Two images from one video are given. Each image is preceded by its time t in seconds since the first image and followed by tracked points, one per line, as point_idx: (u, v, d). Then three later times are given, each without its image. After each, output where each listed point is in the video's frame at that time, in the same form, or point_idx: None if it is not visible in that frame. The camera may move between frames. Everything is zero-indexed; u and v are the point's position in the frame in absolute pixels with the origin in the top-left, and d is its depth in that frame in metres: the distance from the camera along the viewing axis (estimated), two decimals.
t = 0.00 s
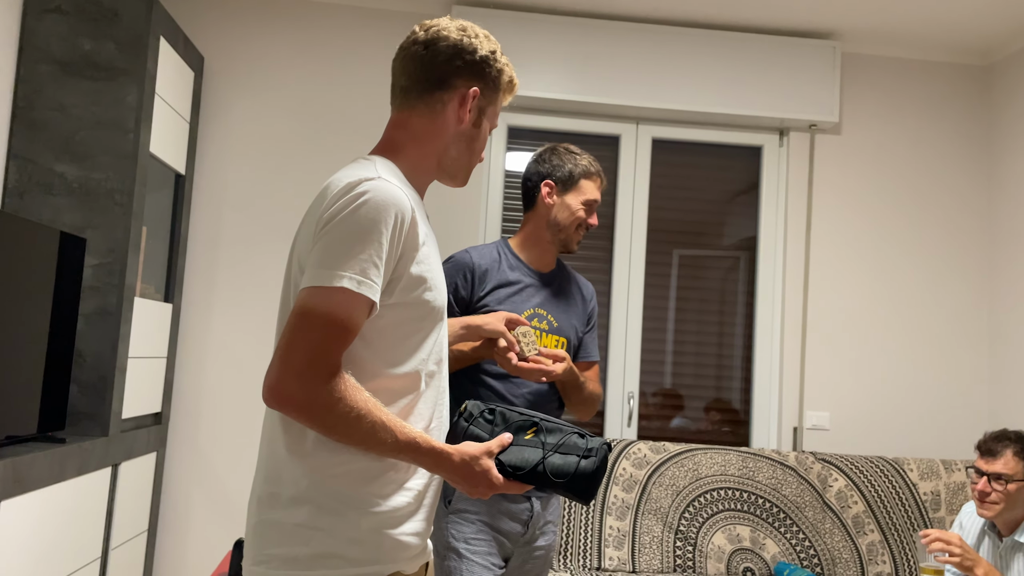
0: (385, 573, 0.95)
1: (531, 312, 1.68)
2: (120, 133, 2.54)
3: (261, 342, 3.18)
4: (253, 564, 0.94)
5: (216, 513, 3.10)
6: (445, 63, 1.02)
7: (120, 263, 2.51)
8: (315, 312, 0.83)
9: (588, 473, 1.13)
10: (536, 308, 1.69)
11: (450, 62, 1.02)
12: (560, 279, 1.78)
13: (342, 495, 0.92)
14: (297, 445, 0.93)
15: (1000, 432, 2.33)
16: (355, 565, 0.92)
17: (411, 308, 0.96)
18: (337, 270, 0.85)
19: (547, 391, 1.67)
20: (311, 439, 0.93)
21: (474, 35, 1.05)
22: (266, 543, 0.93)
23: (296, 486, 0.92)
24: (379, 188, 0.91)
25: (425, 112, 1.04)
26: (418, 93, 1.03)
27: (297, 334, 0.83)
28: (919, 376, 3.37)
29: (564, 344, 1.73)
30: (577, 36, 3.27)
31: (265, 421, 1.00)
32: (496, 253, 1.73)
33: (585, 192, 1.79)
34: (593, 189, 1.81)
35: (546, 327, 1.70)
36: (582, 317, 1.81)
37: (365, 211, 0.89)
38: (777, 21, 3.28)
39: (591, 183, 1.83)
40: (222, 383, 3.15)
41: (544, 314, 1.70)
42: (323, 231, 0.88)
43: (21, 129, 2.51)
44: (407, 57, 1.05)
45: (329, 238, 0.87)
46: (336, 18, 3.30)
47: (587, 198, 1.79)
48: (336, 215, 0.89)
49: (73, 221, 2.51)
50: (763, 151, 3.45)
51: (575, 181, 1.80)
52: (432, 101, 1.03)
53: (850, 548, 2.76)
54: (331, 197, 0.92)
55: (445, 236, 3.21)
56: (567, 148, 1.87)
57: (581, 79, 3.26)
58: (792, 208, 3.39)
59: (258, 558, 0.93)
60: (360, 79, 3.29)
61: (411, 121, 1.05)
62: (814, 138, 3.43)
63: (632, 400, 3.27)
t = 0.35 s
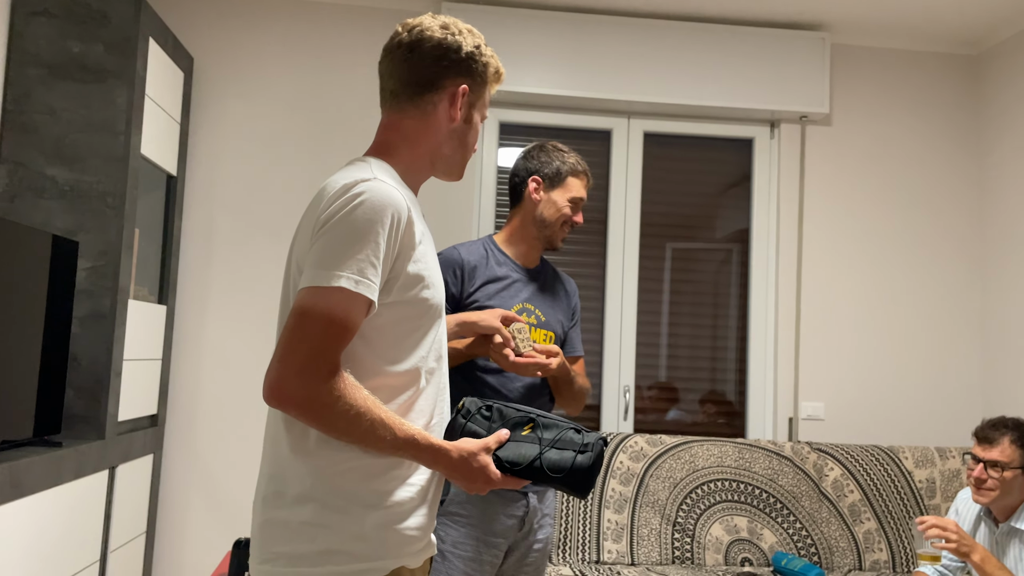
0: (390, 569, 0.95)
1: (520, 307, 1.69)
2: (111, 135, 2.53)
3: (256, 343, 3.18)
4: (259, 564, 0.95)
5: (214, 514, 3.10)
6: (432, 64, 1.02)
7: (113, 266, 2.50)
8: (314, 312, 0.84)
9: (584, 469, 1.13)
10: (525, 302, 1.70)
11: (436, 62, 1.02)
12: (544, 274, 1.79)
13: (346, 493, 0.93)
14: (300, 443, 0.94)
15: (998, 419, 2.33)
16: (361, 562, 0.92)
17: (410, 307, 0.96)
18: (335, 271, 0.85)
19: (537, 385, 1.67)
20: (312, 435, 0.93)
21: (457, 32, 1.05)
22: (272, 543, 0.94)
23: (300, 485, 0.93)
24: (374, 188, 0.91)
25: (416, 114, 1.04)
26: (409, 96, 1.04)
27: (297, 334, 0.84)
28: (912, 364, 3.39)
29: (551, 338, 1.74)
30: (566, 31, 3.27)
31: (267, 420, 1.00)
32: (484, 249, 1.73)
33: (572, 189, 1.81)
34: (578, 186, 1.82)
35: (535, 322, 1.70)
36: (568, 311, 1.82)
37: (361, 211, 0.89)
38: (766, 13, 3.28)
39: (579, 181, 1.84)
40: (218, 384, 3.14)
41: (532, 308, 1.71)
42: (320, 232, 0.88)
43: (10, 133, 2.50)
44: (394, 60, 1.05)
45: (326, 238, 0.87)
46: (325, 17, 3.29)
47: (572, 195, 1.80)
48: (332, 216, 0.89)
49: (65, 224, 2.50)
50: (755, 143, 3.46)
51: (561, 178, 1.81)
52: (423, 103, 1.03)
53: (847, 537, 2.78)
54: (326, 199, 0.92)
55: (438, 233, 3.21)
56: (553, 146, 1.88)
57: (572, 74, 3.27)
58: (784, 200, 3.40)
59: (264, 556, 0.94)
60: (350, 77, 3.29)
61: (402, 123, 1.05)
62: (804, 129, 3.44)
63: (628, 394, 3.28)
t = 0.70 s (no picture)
0: (390, 563, 0.94)
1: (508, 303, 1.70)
2: (101, 134, 2.52)
3: (250, 341, 3.17)
4: (261, 561, 0.94)
5: (211, 513, 3.09)
6: (418, 56, 1.02)
7: (104, 266, 2.49)
8: (306, 310, 0.84)
9: (581, 457, 1.11)
10: (513, 298, 1.71)
11: (421, 55, 1.02)
12: (536, 268, 1.78)
13: (344, 488, 0.92)
14: (298, 441, 0.93)
15: (994, 407, 2.33)
16: (362, 556, 0.92)
17: (402, 302, 0.96)
18: (326, 268, 0.85)
19: (522, 376, 1.68)
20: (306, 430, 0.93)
21: (443, 26, 1.05)
22: (272, 540, 0.93)
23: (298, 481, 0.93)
24: (364, 184, 0.91)
25: (402, 107, 1.04)
26: (394, 89, 1.03)
27: (290, 333, 0.84)
28: (904, 353, 3.41)
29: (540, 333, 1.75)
30: (557, 25, 3.27)
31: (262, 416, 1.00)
32: (475, 243, 1.73)
33: (537, 206, 1.68)
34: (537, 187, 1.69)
35: (522, 318, 1.72)
36: (560, 307, 1.82)
37: (351, 207, 0.89)
38: (756, 5, 3.28)
39: (556, 199, 1.69)
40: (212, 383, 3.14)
41: (520, 304, 1.72)
42: (310, 231, 0.88)
43: None
44: (379, 54, 1.05)
45: (316, 236, 0.87)
46: (314, 13, 3.28)
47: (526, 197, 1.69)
48: (322, 213, 0.89)
49: (56, 225, 2.49)
50: (746, 135, 3.46)
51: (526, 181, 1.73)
52: (407, 96, 1.03)
53: (843, 526, 2.79)
54: (315, 197, 0.92)
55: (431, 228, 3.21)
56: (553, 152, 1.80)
57: (563, 68, 3.26)
58: (776, 191, 3.40)
59: (266, 554, 0.94)
60: (341, 73, 3.28)
61: (389, 117, 1.05)
62: (796, 121, 3.45)
63: (623, 387, 3.29)
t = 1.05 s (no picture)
0: (387, 556, 0.95)
1: (504, 301, 1.69)
2: (95, 133, 2.51)
3: (246, 339, 3.17)
4: (255, 554, 0.94)
5: (209, 512, 3.09)
6: (423, 57, 1.02)
7: (101, 266, 2.49)
8: (307, 297, 0.84)
9: (571, 465, 1.11)
10: (509, 296, 1.70)
11: (428, 57, 1.03)
12: (537, 265, 1.76)
13: (343, 482, 0.93)
14: (296, 434, 0.93)
15: (991, 399, 2.34)
16: (356, 550, 0.92)
17: (401, 295, 0.96)
18: (326, 255, 0.85)
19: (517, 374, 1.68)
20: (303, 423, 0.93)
21: (450, 32, 1.06)
22: (268, 533, 0.93)
23: (297, 474, 0.93)
24: (367, 175, 0.91)
25: (405, 106, 1.03)
26: (398, 88, 1.03)
27: (287, 319, 0.84)
28: (901, 346, 3.41)
29: (538, 332, 1.74)
30: (552, 21, 3.27)
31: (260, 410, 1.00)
32: (472, 240, 1.72)
33: (519, 206, 1.66)
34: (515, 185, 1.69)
35: (519, 316, 1.71)
36: (561, 305, 1.80)
37: (353, 196, 0.89)
38: None
39: (535, 196, 1.66)
40: (209, 382, 3.13)
41: (517, 302, 1.71)
42: (310, 220, 0.88)
43: None
44: (386, 54, 1.05)
45: (318, 224, 0.87)
46: (308, 11, 3.28)
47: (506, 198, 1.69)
48: (325, 201, 0.89)
49: (51, 224, 2.49)
50: (742, 130, 3.47)
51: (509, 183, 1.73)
52: (409, 95, 1.03)
53: (840, 519, 2.80)
54: (316, 187, 0.92)
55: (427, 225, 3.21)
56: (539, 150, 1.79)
57: (558, 64, 3.26)
58: (772, 185, 3.40)
59: (261, 546, 0.94)
60: (336, 71, 3.27)
61: (391, 115, 1.04)
62: (791, 115, 3.45)
63: (621, 382, 3.29)
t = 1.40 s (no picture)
0: (355, 545, 0.93)
1: (505, 295, 1.69)
2: (93, 131, 2.51)
3: (245, 337, 3.17)
4: (227, 538, 0.94)
5: (209, 509, 3.10)
6: (371, 63, 1.06)
7: (99, 264, 2.49)
8: (324, 288, 0.84)
9: (559, 421, 1.14)
10: (510, 291, 1.70)
11: (373, 61, 1.06)
12: (538, 263, 1.75)
13: (319, 468, 0.92)
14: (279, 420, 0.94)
15: (987, 395, 2.35)
16: (326, 536, 0.91)
17: (395, 288, 0.96)
18: (334, 243, 0.85)
19: (515, 372, 1.67)
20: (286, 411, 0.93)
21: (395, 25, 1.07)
22: (240, 516, 0.93)
23: (273, 457, 0.92)
24: (366, 169, 0.93)
25: (371, 110, 1.05)
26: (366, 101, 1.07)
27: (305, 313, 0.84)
28: (900, 342, 3.42)
29: (541, 327, 1.72)
30: (549, 18, 3.27)
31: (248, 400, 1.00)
32: (475, 235, 1.72)
33: (501, 194, 1.69)
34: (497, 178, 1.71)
35: (519, 311, 1.70)
36: (564, 302, 1.78)
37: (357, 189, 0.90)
38: None
39: (512, 178, 1.69)
40: (208, 379, 3.14)
41: (518, 297, 1.70)
42: (317, 211, 0.89)
43: None
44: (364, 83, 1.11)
45: (326, 215, 0.87)
46: (306, 8, 3.27)
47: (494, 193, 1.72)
48: (328, 194, 0.90)
49: (50, 223, 2.49)
50: (740, 127, 3.47)
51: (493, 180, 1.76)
52: (373, 97, 1.05)
53: (839, 515, 2.80)
54: (309, 189, 0.92)
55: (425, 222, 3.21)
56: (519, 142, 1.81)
57: (556, 61, 3.26)
58: (770, 183, 3.40)
59: (233, 530, 0.93)
60: (334, 68, 3.27)
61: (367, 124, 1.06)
62: (789, 111, 3.45)
63: (620, 379, 3.29)
